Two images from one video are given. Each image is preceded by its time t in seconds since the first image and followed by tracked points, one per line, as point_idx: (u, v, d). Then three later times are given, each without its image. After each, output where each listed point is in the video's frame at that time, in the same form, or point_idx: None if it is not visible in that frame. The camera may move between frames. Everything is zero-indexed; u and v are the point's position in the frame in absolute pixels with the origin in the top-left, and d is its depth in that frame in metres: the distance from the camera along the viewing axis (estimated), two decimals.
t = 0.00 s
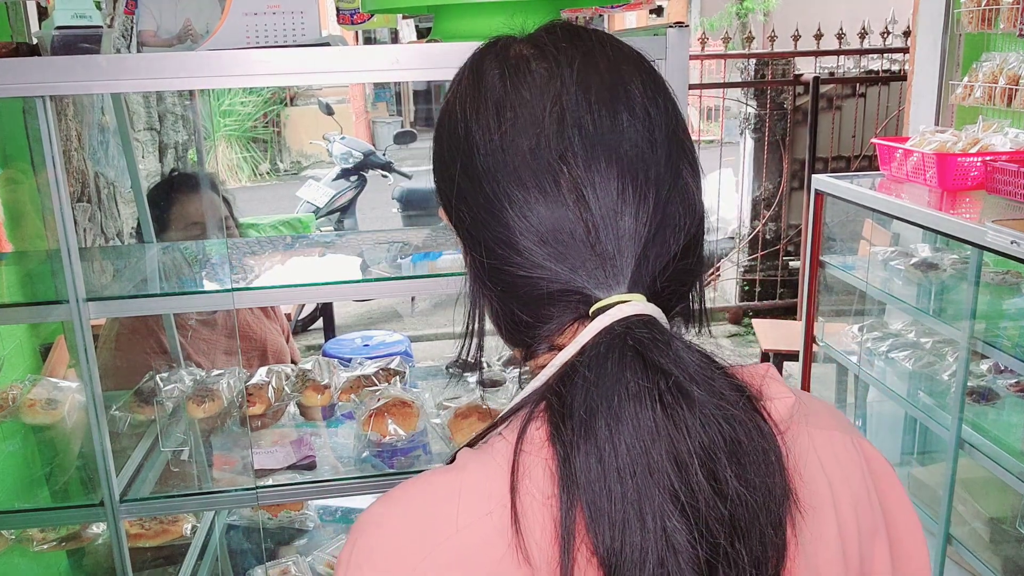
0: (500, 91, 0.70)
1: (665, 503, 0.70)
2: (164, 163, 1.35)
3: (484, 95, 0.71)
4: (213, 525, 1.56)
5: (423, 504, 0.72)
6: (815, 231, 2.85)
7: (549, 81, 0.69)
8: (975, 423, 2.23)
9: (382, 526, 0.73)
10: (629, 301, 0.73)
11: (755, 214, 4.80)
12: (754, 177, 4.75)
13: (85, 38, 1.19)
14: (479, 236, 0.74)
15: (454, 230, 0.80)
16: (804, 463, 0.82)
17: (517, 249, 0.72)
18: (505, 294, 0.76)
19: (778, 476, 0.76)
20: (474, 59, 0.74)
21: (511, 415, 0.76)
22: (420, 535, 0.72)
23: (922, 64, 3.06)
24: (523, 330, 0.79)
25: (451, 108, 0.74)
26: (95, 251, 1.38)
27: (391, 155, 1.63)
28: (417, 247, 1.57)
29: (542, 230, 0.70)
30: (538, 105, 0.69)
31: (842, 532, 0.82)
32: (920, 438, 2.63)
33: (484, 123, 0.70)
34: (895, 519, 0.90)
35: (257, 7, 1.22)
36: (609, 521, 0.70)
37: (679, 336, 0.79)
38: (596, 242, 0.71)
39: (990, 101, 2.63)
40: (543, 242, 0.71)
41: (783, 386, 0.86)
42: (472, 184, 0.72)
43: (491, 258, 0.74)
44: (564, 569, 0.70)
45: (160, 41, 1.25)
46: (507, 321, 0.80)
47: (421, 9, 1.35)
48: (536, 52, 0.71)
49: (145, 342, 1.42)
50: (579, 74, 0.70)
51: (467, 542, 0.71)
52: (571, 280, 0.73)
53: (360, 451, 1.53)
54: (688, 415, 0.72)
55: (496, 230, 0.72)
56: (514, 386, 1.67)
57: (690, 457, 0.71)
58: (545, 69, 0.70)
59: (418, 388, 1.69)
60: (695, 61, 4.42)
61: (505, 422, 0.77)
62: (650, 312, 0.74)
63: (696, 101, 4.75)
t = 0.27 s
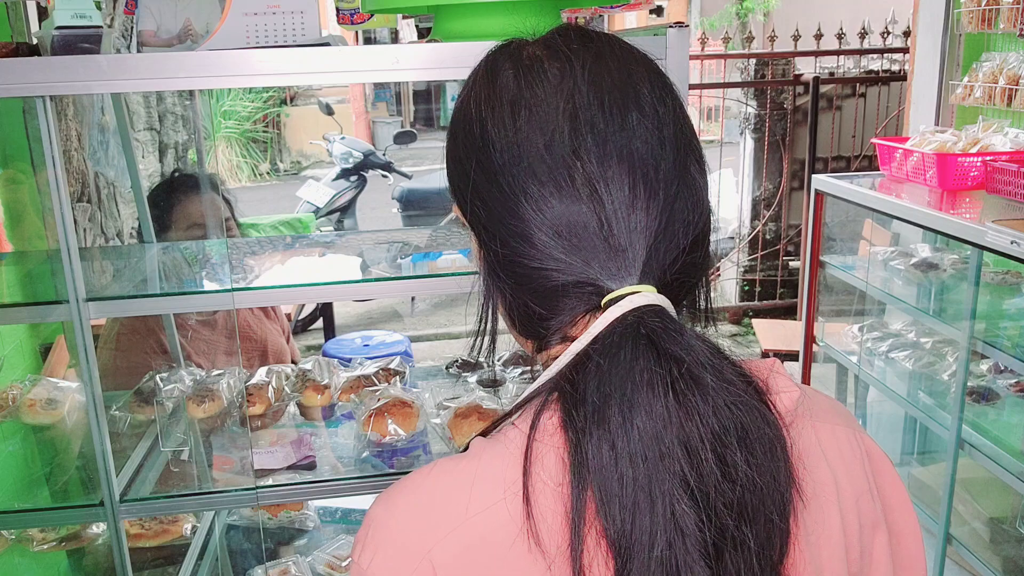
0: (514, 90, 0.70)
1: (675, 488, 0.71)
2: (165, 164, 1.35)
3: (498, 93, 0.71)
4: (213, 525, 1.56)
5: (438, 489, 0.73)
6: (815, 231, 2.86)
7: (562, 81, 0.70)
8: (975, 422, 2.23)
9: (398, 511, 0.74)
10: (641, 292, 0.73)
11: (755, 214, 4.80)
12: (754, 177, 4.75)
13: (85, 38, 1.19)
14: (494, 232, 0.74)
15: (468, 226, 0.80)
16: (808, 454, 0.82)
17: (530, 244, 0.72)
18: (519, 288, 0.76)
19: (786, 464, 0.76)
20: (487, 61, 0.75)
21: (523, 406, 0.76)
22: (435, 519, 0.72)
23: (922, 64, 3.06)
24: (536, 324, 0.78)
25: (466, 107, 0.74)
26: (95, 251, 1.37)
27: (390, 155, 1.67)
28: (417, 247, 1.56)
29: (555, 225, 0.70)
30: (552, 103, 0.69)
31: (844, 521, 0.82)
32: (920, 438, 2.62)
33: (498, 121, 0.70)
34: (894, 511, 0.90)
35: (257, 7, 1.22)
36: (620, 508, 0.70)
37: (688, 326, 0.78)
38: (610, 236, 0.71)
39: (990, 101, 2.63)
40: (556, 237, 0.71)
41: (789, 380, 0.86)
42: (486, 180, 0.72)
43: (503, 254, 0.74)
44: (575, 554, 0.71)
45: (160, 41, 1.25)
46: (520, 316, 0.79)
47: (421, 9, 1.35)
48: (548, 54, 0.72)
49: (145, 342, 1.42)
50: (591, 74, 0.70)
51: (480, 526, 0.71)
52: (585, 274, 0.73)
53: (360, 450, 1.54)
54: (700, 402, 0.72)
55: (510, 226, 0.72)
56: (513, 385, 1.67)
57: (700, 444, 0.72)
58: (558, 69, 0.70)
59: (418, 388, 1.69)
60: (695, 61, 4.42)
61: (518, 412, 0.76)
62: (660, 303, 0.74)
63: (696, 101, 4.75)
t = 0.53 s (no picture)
0: (515, 91, 0.70)
1: (677, 477, 0.71)
2: (165, 164, 1.35)
3: (499, 94, 0.71)
4: (213, 525, 1.56)
5: (446, 481, 0.73)
6: (815, 231, 2.86)
7: (563, 82, 0.70)
8: (975, 422, 2.23)
9: (405, 504, 0.73)
10: (639, 285, 0.73)
11: (755, 214, 4.80)
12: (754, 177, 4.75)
13: (85, 38, 1.19)
14: (496, 231, 0.74)
15: (471, 225, 0.80)
16: (805, 442, 0.82)
17: (532, 242, 0.71)
18: (521, 286, 0.76)
19: (784, 451, 0.77)
20: (488, 63, 0.75)
21: (526, 399, 0.76)
22: (443, 511, 0.72)
23: (922, 64, 3.06)
24: (539, 321, 0.78)
25: (467, 109, 0.74)
26: (95, 252, 1.37)
27: (391, 155, 1.69)
28: (417, 247, 1.56)
29: (556, 223, 0.70)
30: (552, 104, 0.69)
31: (841, 509, 0.83)
32: (920, 438, 2.62)
33: (501, 122, 0.70)
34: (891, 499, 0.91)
35: (257, 7, 1.22)
36: (623, 497, 0.70)
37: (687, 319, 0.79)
38: (610, 233, 0.71)
39: (990, 101, 2.63)
40: (557, 235, 0.71)
41: (788, 372, 0.86)
42: (487, 180, 0.72)
43: (505, 252, 0.74)
44: (581, 543, 0.71)
45: (160, 41, 1.25)
46: (522, 314, 0.79)
47: (421, 9, 1.35)
48: (548, 56, 0.72)
49: (146, 343, 1.42)
50: (589, 75, 0.70)
51: (488, 517, 0.71)
52: (585, 271, 0.72)
53: (360, 450, 1.54)
54: (700, 392, 0.72)
55: (513, 224, 0.71)
56: (513, 385, 1.67)
57: (701, 433, 0.72)
58: (557, 71, 0.71)
59: (418, 388, 1.69)
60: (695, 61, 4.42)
61: (521, 405, 0.76)
62: (660, 296, 0.74)
63: (696, 101, 4.75)
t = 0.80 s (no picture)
0: (510, 95, 0.71)
1: (684, 463, 0.71)
2: (165, 165, 1.35)
3: (493, 100, 0.72)
4: (213, 525, 1.56)
5: (457, 474, 0.73)
6: (815, 231, 2.87)
7: (555, 84, 0.70)
8: (975, 422, 2.23)
9: (416, 497, 0.73)
10: (638, 278, 0.73)
11: (755, 214, 4.80)
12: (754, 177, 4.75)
13: (85, 38, 1.19)
14: (496, 232, 0.74)
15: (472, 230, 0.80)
16: (806, 430, 0.83)
17: (532, 243, 0.72)
18: (522, 285, 0.76)
19: (787, 437, 0.77)
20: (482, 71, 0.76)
21: (532, 394, 0.76)
22: (455, 503, 0.72)
23: (921, 65, 3.06)
24: (541, 320, 0.78)
25: (464, 115, 0.75)
26: (95, 252, 1.37)
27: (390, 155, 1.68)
28: (417, 247, 1.56)
29: (555, 223, 0.70)
30: (546, 106, 0.69)
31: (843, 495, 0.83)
32: (920, 438, 2.62)
33: (497, 125, 0.70)
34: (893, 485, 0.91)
35: (257, 7, 1.22)
36: (631, 483, 0.70)
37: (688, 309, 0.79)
38: (608, 231, 0.71)
39: (990, 101, 2.63)
40: (556, 235, 0.71)
41: (787, 364, 0.87)
42: (486, 184, 0.72)
43: (506, 255, 0.74)
44: (593, 531, 0.71)
45: (160, 41, 1.25)
46: (524, 313, 0.79)
47: (421, 9, 1.35)
48: (540, 61, 0.73)
49: (146, 343, 1.42)
50: (580, 78, 0.71)
51: (500, 508, 0.71)
52: (585, 270, 0.72)
53: (360, 451, 1.54)
54: (702, 378, 0.72)
55: (512, 224, 0.72)
56: (514, 386, 1.66)
57: (705, 419, 0.72)
58: (549, 75, 0.71)
59: (418, 388, 1.69)
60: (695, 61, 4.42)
61: (526, 399, 0.76)
62: (660, 288, 0.74)
63: (696, 101, 4.75)
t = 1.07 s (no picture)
0: (535, 89, 0.70)
1: (697, 464, 0.71)
2: (165, 164, 1.35)
3: (518, 91, 0.71)
4: (213, 525, 1.56)
5: (462, 472, 0.73)
6: (815, 231, 2.86)
7: (581, 80, 0.70)
8: (975, 422, 2.23)
9: (421, 493, 0.73)
10: (656, 279, 0.73)
11: (755, 214, 4.81)
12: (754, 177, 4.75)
13: (85, 38, 1.19)
14: (515, 225, 0.73)
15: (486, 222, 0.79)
16: (818, 434, 0.83)
17: (552, 236, 0.71)
18: (538, 279, 0.75)
19: (801, 442, 0.77)
20: (505, 62, 0.75)
21: (543, 391, 0.76)
22: (460, 501, 0.72)
23: (921, 65, 3.06)
24: (555, 315, 0.77)
25: (485, 107, 0.74)
26: (95, 251, 1.37)
27: (390, 156, 1.75)
28: (417, 247, 1.56)
29: (577, 217, 0.70)
30: (572, 101, 0.69)
31: (849, 498, 0.84)
32: (920, 438, 2.63)
33: (521, 118, 0.70)
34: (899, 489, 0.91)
35: (257, 7, 1.22)
36: (643, 483, 0.70)
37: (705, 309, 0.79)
38: (630, 228, 0.71)
39: (990, 101, 2.63)
40: (577, 229, 0.71)
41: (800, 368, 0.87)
42: (507, 175, 0.71)
43: (522, 248, 0.74)
44: (598, 529, 0.71)
45: (160, 41, 1.25)
46: (538, 308, 0.78)
47: (422, 9, 1.35)
48: (565, 56, 0.72)
49: (146, 343, 1.42)
50: (608, 74, 0.71)
51: (506, 507, 0.71)
52: (604, 266, 0.72)
53: (360, 451, 1.54)
54: (721, 381, 0.72)
55: (533, 219, 0.71)
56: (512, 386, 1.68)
57: (721, 422, 0.72)
58: (576, 69, 0.71)
59: (418, 388, 1.69)
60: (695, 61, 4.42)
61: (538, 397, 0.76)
62: (677, 289, 0.74)
63: (696, 101, 4.75)
